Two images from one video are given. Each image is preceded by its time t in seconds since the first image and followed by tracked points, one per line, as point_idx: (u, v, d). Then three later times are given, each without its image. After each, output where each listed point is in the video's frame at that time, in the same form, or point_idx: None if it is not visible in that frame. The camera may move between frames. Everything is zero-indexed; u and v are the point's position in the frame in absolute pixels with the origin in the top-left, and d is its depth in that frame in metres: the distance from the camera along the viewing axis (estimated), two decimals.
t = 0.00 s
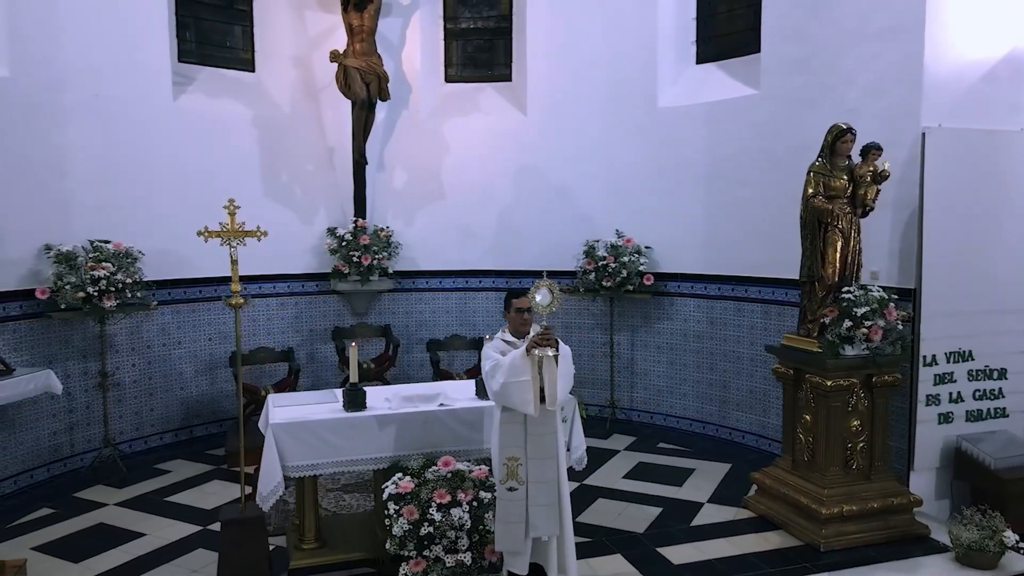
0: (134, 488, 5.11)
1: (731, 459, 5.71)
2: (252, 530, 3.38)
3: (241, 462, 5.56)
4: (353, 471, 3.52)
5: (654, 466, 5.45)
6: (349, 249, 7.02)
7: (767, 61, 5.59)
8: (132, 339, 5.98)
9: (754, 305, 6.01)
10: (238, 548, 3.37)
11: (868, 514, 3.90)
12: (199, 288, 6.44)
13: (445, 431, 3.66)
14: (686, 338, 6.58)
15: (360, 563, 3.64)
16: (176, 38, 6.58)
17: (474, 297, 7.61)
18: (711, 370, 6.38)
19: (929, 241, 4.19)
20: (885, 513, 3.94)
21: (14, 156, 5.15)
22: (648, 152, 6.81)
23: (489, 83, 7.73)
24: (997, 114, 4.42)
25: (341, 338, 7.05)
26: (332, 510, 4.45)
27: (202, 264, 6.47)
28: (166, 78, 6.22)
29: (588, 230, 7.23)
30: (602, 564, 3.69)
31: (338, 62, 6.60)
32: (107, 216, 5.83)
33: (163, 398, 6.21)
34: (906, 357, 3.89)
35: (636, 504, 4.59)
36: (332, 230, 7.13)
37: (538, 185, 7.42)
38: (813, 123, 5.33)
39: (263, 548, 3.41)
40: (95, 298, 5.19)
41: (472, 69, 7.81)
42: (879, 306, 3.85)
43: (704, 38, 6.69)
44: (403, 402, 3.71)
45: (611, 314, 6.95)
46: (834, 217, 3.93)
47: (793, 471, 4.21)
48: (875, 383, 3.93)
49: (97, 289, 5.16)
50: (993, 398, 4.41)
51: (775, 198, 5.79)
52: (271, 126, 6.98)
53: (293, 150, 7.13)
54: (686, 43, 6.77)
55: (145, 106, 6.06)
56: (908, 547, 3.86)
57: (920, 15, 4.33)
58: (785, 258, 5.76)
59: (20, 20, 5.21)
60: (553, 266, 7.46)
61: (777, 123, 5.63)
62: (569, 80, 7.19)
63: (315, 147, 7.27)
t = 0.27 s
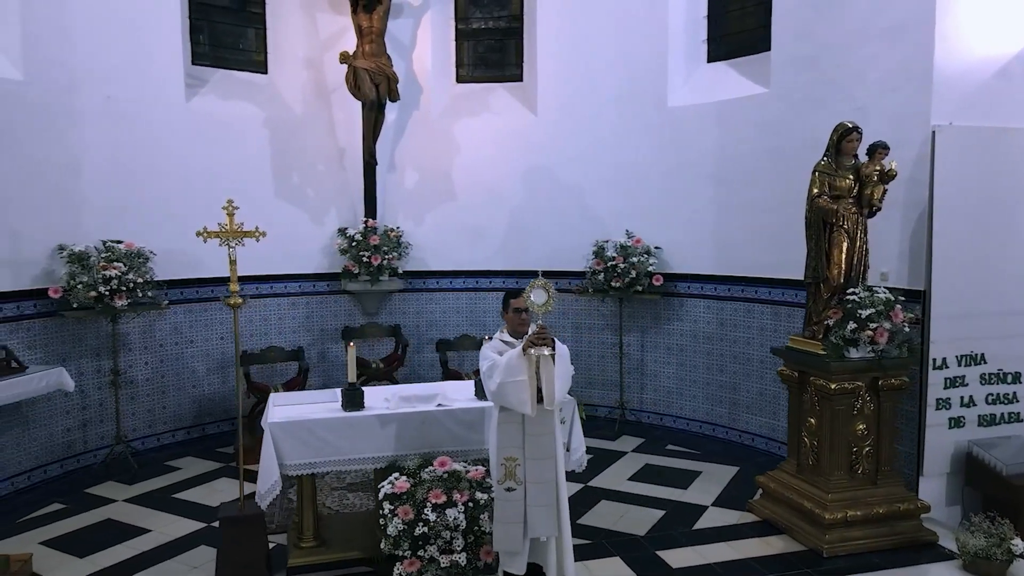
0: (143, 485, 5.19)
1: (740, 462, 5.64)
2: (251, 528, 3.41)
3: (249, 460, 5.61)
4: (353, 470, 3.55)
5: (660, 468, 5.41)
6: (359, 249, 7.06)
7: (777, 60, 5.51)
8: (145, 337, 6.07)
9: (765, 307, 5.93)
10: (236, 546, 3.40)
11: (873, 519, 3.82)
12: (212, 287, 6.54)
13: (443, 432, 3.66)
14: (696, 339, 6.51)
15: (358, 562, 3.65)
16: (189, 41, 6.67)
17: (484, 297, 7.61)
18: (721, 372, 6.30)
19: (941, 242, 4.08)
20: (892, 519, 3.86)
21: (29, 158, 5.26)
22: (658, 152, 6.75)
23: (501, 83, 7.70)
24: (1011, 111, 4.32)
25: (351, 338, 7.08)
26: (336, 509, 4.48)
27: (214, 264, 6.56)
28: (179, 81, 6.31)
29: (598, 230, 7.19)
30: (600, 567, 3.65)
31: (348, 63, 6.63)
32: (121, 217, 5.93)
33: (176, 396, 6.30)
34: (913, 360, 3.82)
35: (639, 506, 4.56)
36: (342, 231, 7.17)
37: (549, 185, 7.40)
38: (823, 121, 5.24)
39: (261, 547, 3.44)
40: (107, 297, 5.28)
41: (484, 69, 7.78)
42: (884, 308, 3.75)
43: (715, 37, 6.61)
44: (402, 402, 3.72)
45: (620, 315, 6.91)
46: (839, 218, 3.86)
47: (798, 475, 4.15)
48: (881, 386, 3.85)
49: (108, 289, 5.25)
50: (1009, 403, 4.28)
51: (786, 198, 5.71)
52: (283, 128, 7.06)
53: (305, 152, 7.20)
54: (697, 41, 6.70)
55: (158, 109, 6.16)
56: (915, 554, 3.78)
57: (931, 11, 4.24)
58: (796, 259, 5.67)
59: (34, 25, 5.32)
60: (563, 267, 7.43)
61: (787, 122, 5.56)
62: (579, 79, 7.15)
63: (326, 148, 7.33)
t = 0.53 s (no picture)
0: (152, 482, 5.26)
1: (747, 464, 5.58)
2: (249, 526, 3.43)
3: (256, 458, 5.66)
4: (352, 469, 3.57)
5: (666, 470, 5.37)
6: (368, 249, 7.09)
7: (786, 58, 5.46)
8: (156, 336, 6.14)
9: (774, 308, 5.86)
10: (236, 544, 3.43)
11: (878, 525, 3.76)
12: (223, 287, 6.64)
13: (442, 432, 3.66)
14: (705, 340, 6.45)
15: (357, 561, 3.67)
16: (201, 44, 6.74)
17: (494, 297, 7.60)
18: (730, 373, 6.24)
19: (950, 243, 4.00)
20: (897, 525, 3.79)
21: (43, 159, 5.35)
22: (668, 152, 6.70)
23: (511, 83, 7.65)
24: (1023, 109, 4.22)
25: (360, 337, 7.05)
26: (338, 507, 4.50)
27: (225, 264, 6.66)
28: (189, 84, 6.39)
29: (607, 231, 7.15)
30: (598, 569, 3.63)
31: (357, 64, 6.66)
32: (132, 217, 6.01)
33: (187, 394, 6.37)
34: (919, 362, 3.75)
35: (642, 508, 4.53)
36: (351, 231, 7.21)
37: (558, 186, 7.37)
38: (833, 120, 5.16)
39: (260, 545, 3.46)
40: (117, 296, 5.35)
41: (493, 70, 7.75)
42: (889, 310, 3.68)
43: (725, 35, 6.54)
44: (400, 402, 3.73)
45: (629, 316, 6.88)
46: (843, 218, 3.80)
47: (802, 478, 4.09)
48: (887, 390, 3.78)
49: (119, 288, 5.32)
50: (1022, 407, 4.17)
51: (795, 198, 5.64)
52: (293, 129, 7.12)
53: (315, 152, 7.25)
54: (707, 40, 6.63)
55: (169, 111, 6.24)
56: (921, 560, 3.70)
57: (940, 8, 4.15)
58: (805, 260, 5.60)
59: (48, 29, 5.41)
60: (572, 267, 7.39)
61: (797, 120, 5.48)
62: (588, 79, 7.11)
63: (336, 148, 7.37)
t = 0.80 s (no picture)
0: (160, 479, 5.32)
1: (753, 466, 5.53)
2: (247, 524, 3.46)
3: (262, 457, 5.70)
4: (351, 468, 3.58)
5: (671, 472, 5.34)
6: (375, 249, 7.12)
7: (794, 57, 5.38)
8: (166, 335, 6.21)
9: (781, 309, 5.80)
10: (234, 542, 3.46)
11: (882, 529, 3.70)
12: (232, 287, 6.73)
13: (440, 432, 3.66)
14: (713, 341, 6.40)
15: (355, 560, 3.68)
16: (211, 46, 6.82)
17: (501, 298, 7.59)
18: (738, 375, 6.18)
19: (957, 244, 3.93)
20: (902, 529, 3.73)
21: (55, 161, 5.43)
22: (676, 152, 6.66)
23: (519, 83, 7.65)
24: None
25: (368, 337, 7.11)
26: (341, 507, 4.51)
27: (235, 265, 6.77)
28: (200, 85, 6.46)
29: (615, 231, 7.12)
30: (596, 571, 3.61)
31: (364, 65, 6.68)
32: (142, 218, 6.09)
33: (196, 393, 6.43)
34: (925, 365, 3.69)
35: (644, 510, 4.50)
36: (360, 231, 7.24)
37: (566, 186, 7.35)
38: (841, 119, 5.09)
39: (259, 543, 3.49)
40: (126, 296, 5.42)
41: (502, 70, 7.76)
42: (893, 311, 3.62)
43: (734, 34, 6.49)
44: (399, 401, 3.74)
45: (636, 317, 6.85)
46: (846, 219, 3.74)
47: (805, 481, 4.04)
48: (891, 392, 3.72)
49: (128, 288, 5.39)
50: None
51: (803, 198, 5.57)
52: (302, 130, 7.18)
53: (324, 153, 7.30)
54: (715, 39, 6.58)
55: (179, 113, 6.32)
56: (926, 566, 3.64)
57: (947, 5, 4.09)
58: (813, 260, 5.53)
59: (59, 32, 5.50)
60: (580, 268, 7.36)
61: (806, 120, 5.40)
62: (596, 79, 7.09)
63: (345, 149, 7.41)
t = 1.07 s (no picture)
0: (170, 476, 5.39)
1: (762, 469, 5.45)
2: (247, 522, 3.50)
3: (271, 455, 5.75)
4: (350, 466, 3.60)
5: (677, 475, 5.29)
6: (386, 249, 7.15)
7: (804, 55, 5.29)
8: (179, 334, 6.29)
9: (792, 310, 5.73)
10: (234, 539, 3.50)
11: (887, 535, 3.63)
12: (244, 286, 6.81)
13: (438, 432, 3.67)
14: (723, 342, 6.33)
15: (354, 559, 3.71)
16: (225, 48, 6.90)
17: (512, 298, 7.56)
18: (748, 377, 6.11)
19: (967, 244, 3.84)
20: (907, 536, 3.66)
21: (69, 162, 5.52)
22: (686, 151, 6.60)
23: (530, 83, 7.63)
24: None
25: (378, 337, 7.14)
26: (344, 505, 4.54)
27: (246, 264, 6.85)
28: (212, 87, 6.55)
29: (625, 231, 7.06)
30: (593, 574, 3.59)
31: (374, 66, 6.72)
32: (156, 218, 6.18)
33: (209, 391, 6.52)
34: (932, 368, 3.60)
35: (647, 512, 4.47)
36: (370, 231, 7.28)
37: (576, 186, 7.31)
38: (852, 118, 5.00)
39: (258, 540, 3.52)
40: (138, 295, 5.51)
41: (513, 70, 7.74)
42: (899, 313, 3.55)
43: (746, 31, 6.40)
44: (397, 401, 3.75)
45: (646, 318, 6.80)
46: (850, 219, 3.67)
47: (809, 486, 3.98)
48: (897, 395, 3.64)
49: (139, 287, 5.47)
50: None
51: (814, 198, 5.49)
52: (314, 131, 7.24)
53: (335, 154, 7.35)
54: (727, 37, 6.50)
55: (192, 114, 6.41)
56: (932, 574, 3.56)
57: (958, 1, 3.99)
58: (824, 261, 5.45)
59: (74, 37, 5.60)
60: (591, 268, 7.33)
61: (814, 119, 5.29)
62: (607, 79, 7.04)
63: (356, 149, 7.46)
